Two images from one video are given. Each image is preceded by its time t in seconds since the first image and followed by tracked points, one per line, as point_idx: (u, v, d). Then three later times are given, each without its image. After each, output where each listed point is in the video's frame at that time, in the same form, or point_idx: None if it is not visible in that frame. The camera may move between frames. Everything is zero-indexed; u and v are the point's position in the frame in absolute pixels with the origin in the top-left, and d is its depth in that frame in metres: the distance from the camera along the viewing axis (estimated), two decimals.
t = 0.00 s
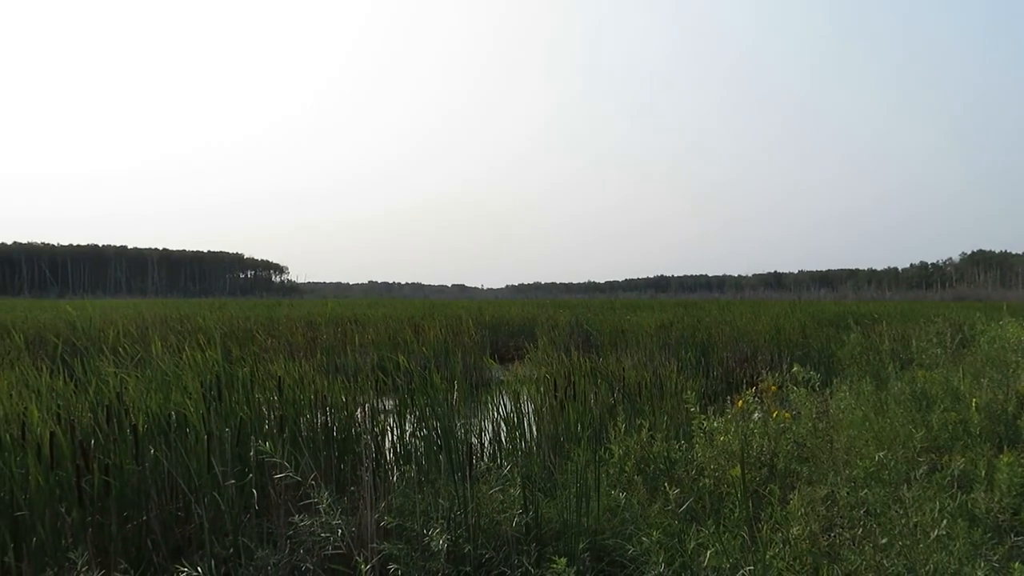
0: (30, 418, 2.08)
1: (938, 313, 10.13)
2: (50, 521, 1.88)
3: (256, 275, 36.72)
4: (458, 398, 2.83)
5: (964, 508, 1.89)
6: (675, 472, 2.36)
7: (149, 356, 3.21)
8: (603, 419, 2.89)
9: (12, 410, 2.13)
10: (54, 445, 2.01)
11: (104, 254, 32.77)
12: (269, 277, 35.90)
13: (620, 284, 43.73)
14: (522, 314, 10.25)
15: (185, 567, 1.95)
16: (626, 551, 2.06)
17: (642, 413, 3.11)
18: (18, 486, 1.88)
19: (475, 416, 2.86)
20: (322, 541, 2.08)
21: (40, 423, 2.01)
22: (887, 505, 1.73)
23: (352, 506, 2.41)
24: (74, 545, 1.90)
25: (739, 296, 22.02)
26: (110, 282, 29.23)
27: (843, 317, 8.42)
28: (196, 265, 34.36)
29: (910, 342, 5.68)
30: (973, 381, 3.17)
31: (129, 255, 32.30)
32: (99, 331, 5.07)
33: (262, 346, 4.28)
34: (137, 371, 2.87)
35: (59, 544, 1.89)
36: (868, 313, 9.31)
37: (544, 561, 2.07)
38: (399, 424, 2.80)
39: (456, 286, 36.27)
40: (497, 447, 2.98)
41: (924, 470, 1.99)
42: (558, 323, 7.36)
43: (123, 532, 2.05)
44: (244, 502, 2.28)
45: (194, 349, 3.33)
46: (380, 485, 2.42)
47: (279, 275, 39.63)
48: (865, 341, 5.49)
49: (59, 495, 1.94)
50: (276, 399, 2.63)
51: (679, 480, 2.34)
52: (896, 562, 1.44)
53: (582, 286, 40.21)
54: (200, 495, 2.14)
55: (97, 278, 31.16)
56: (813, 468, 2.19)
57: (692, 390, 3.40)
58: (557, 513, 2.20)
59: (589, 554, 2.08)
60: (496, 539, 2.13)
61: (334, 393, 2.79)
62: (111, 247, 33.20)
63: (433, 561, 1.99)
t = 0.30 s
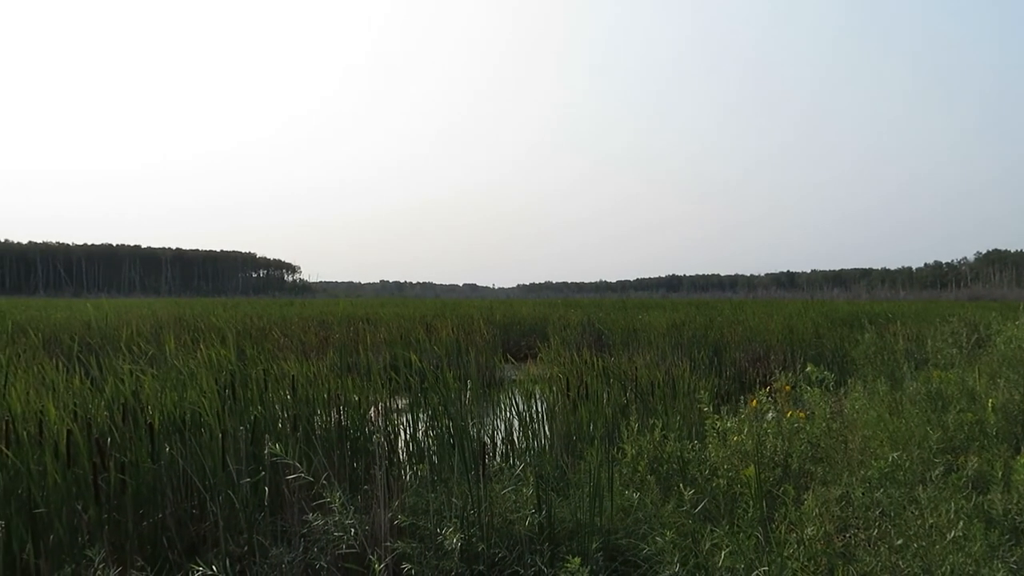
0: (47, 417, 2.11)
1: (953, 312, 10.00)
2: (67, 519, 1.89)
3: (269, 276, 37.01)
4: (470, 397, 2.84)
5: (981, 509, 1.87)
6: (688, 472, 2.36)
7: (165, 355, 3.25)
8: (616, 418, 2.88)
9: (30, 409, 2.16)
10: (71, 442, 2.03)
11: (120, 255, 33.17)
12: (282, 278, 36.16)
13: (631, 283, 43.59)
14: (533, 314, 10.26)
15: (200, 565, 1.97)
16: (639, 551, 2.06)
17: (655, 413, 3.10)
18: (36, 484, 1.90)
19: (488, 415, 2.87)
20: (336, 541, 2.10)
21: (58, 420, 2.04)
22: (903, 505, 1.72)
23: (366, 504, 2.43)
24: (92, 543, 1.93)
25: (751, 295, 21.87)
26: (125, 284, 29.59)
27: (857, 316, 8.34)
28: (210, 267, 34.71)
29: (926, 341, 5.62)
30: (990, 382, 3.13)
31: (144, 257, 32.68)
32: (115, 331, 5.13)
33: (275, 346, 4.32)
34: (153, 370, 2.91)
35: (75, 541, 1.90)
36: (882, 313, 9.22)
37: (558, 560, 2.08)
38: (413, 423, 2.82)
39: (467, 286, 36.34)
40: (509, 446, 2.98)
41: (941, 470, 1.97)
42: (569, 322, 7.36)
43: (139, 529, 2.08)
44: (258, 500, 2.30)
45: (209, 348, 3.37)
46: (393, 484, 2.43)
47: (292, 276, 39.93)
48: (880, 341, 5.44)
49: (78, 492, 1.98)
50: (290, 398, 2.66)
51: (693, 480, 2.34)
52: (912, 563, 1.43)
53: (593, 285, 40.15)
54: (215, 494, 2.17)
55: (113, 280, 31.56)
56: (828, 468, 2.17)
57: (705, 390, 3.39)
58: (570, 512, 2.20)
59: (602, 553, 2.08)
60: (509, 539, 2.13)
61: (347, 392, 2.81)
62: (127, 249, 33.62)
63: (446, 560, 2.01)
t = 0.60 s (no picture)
0: (70, 413, 2.14)
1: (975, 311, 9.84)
2: (89, 514, 1.92)
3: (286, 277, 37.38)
4: (487, 397, 2.86)
5: (1005, 511, 1.84)
6: (707, 471, 2.35)
7: (186, 353, 3.29)
8: (633, 417, 2.88)
9: (53, 405, 2.19)
10: (94, 439, 2.07)
11: (140, 257, 33.69)
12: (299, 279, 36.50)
13: (646, 281, 43.33)
14: (548, 312, 10.26)
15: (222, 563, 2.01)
16: (659, 550, 2.05)
17: (672, 413, 3.09)
18: (60, 479, 1.93)
19: (504, 413, 2.87)
20: (355, 539, 2.13)
21: (81, 418, 2.08)
22: (925, 506, 1.70)
23: (384, 503, 2.46)
24: (114, 539, 1.97)
25: (767, 294, 21.66)
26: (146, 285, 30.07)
27: (875, 316, 8.23)
28: (228, 269, 35.14)
29: (946, 341, 5.53)
30: (1013, 383, 3.08)
31: (164, 260, 33.18)
32: (136, 332, 5.21)
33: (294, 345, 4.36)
34: (175, 368, 2.95)
35: (98, 537, 1.93)
36: (901, 313, 9.10)
37: (576, 559, 2.08)
38: (430, 422, 2.84)
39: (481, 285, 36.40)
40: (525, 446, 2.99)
41: (963, 471, 1.95)
42: (584, 322, 7.34)
43: (160, 525, 2.12)
44: (278, 497, 2.34)
45: (229, 347, 3.41)
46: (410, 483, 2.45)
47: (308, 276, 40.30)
48: (899, 340, 5.37)
49: (100, 489, 2.01)
50: (309, 396, 2.69)
51: (711, 479, 2.33)
52: (935, 564, 1.41)
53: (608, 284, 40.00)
54: (235, 491, 2.21)
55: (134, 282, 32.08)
56: (848, 469, 2.15)
57: (722, 389, 3.37)
58: (589, 512, 2.20)
59: (620, 553, 2.08)
60: (527, 537, 2.14)
61: (364, 391, 2.84)
62: (147, 251, 34.16)
63: (464, 559, 2.02)
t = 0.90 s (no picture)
0: (99, 410, 2.19)
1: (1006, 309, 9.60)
2: (118, 509, 1.95)
3: (309, 278, 37.86)
4: (509, 396, 2.87)
5: None
6: (732, 471, 2.33)
7: (213, 350, 3.35)
8: (656, 416, 2.87)
9: (82, 402, 2.24)
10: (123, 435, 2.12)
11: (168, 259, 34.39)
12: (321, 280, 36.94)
13: (667, 279, 43.00)
14: (568, 310, 10.25)
15: (250, 558, 2.05)
16: (684, 550, 2.04)
17: (695, 411, 3.07)
18: (90, 474, 1.97)
19: (526, 411, 2.88)
20: (379, 535, 2.16)
21: (110, 415, 2.13)
22: (954, 507, 1.67)
23: (408, 501, 2.49)
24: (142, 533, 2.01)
25: (790, 292, 21.33)
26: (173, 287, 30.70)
27: (902, 314, 8.08)
28: (253, 270, 35.71)
29: (975, 340, 5.41)
30: None
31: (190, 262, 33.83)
32: (164, 330, 5.32)
33: (318, 343, 4.43)
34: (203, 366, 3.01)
35: (126, 531, 1.96)
36: (929, 311, 8.91)
37: (600, 558, 2.08)
38: (453, 420, 2.86)
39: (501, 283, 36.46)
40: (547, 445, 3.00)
41: (993, 473, 1.91)
42: (604, 321, 7.30)
43: (187, 520, 2.16)
44: (303, 494, 2.38)
45: (255, 345, 3.47)
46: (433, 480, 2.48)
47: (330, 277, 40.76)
48: (927, 339, 5.26)
49: (128, 483, 2.04)
50: (333, 393, 2.73)
51: (736, 478, 2.31)
52: (964, 565, 1.39)
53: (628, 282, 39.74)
54: (261, 487, 2.25)
55: (162, 284, 32.76)
56: (875, 470, 2.12)
57: (745, 388, 3.34)
58: (612, 510, 2.20)
59: (644, 552, 2.08)
60: (550, 536, 2.15)
61: (387, 389, 2.87)
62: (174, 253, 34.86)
63: (488, 556, 2.04)
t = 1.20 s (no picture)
0: (129, 408, 2.24)
1: None
2: (147, 505, 2.00)
3: (332, 279, 38.30)
4: (531, 395, 2.88)
5: None
6: (757, 471, 2.31)
7: (240, 348, 3.41)
8: (679, 415, 2.85)
9: (111, 401, 2.29)
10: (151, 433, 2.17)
11: (195, 261, 35.06)
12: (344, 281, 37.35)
13: (688, 277, 42.61)
14: (589, 308, 10.22)
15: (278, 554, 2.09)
16: (709, 549, 2.03)
17: (719, 410, 3.05)
18: (119, 471, 2.01)
19: (548, 410, 2.89)
20: (404, 533, 2.18)
21: (139, 413, 2.18)
22: (985, 509, 1.64)
23: (432, 499, 2.52)
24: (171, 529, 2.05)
25: (814, 290, 20.99)
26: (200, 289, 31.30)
27: (931, 314, 7.91)
28: (277, 272, 36.25)
29: (1008, 338, 5.27)
30: None
31: (217, 264, 34.47)
32: (192, 329, 5.43)
33: (342, 342, 4.49)
34: (231, 365, 3.07)
35: (155, 528, 2.00)
36: (959, 309, 8.71)
37: (624, 557, 2.08)
38: (476, 419, 2.89)
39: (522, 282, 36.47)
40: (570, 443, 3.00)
41: None
42: (624, 320, 7.26)
43: (215, 517, 2.20)
44: (330, 492, 2.42)
45: (280, 343, 3.52)
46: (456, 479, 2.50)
47: (353, 277, 41.21)
48: (957, 338, 5.15)
49: (156, 480, 2.09)
50: (357, 392, 2.77)
51: (762, 478, 2.30)
52: (996, 568, 1.36)
53: (648, 281, 39.46)
54: (287, 485, 2.29)
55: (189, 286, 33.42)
56: (902, 470, 2.09)
57: (769, 388, 3.31)
58: (636, 509, 2.20)
59: (669, 552, 2.07)
60: (574, 534, 2.15)
61: (410, 388, 2.90)
62: (201, 255, 35.55)
63: (512, 555, 2.05)
